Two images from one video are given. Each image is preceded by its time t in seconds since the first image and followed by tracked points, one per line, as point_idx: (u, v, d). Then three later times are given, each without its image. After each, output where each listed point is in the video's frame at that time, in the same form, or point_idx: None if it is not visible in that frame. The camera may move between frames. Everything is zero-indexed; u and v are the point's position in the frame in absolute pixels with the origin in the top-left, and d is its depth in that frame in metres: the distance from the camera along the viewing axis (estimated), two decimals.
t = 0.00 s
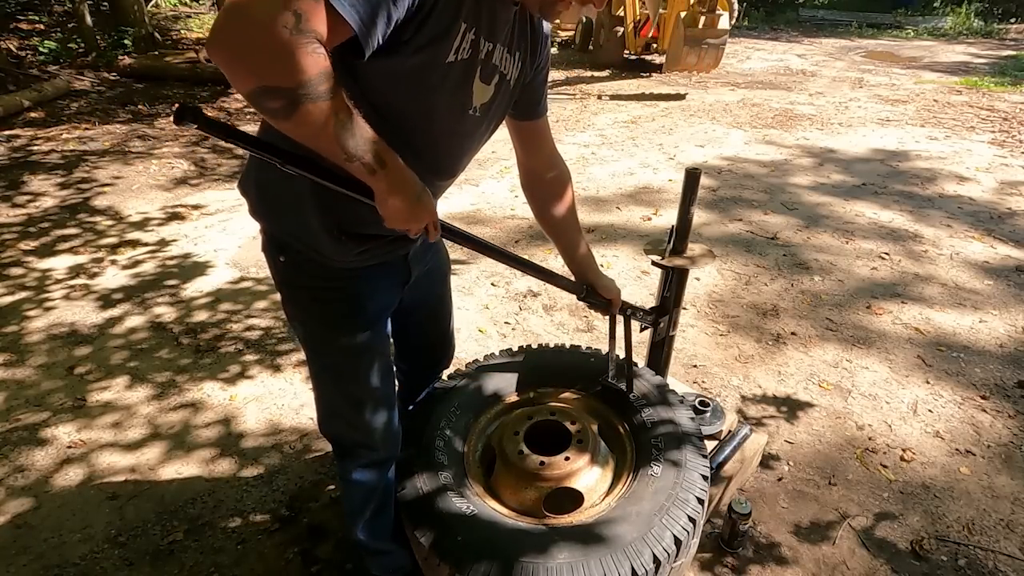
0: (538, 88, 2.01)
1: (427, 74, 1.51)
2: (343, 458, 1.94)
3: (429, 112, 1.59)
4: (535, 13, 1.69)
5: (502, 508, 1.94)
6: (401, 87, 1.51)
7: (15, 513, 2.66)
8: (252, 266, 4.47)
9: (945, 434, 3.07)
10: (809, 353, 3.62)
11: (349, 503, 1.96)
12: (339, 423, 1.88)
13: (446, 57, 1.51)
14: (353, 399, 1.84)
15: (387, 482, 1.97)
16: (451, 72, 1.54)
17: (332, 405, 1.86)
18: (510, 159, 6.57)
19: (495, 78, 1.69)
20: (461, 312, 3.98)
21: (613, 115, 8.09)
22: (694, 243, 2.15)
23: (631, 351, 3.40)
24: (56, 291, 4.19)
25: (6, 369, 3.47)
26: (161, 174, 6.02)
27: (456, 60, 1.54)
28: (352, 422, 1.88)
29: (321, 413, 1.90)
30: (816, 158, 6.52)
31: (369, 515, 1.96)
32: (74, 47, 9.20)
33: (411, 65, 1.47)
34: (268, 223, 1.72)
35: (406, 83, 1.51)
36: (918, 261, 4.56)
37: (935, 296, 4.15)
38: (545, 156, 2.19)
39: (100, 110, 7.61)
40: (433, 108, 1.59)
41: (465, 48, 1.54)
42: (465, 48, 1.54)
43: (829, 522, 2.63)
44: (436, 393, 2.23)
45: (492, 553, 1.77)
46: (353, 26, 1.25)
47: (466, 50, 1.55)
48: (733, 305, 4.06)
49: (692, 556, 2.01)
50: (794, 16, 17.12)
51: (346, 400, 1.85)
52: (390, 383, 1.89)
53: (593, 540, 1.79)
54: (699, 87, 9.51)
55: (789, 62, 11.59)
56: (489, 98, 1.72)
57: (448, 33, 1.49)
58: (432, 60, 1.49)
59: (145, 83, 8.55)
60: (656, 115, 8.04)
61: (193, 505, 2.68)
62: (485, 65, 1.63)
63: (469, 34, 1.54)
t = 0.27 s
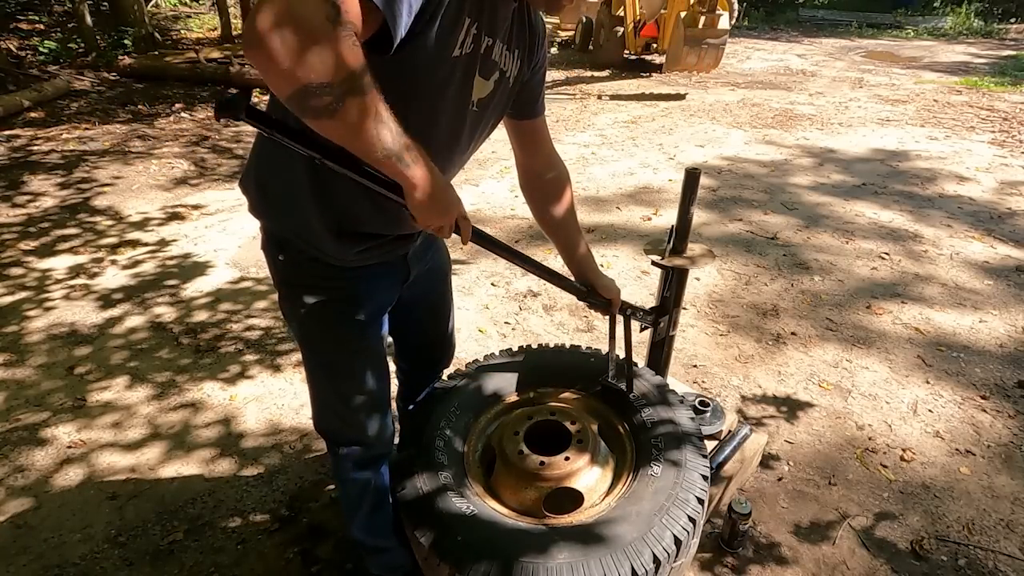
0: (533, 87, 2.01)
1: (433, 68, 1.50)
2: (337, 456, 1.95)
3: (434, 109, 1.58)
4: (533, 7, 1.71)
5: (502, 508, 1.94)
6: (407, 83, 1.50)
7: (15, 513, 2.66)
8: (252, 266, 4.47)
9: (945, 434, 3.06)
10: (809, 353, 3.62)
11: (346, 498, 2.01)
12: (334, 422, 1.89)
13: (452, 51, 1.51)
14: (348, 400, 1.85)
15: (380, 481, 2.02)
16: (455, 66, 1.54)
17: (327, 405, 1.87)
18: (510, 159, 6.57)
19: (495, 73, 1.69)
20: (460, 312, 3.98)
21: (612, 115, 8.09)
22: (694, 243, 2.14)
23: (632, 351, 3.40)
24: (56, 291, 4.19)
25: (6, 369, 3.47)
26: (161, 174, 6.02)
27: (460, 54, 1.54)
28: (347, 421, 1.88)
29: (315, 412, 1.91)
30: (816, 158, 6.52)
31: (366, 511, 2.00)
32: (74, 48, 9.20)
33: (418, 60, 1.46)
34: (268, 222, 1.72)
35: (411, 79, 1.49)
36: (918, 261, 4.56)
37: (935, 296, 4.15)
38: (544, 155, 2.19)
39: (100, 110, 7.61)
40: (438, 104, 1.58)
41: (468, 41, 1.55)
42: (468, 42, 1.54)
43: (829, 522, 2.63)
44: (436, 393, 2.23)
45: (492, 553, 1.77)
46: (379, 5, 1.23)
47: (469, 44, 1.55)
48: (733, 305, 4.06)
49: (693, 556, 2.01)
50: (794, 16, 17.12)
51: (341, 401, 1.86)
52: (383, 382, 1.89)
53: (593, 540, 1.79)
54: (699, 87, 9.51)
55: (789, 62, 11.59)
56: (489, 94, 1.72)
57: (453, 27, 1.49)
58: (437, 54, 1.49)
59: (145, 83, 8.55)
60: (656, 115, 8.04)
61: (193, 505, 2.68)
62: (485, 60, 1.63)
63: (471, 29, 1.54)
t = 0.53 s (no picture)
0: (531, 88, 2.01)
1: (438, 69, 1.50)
2: (337, 457, 1.95)
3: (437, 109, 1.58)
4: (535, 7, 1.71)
5: (502, 508, 1.94)
6: (412, 84, 1.50)
7: (15, 513, 2.66)
8: (252, 266, 4.47)
9: (945, 434, 3.06)
10: (809, 353, 3.61)
11: (346, 498, 2.01)
12: (333, 423, 1.89)
13: (457, 53, 1.51)
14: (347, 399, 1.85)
15: (380, 481, 2.02)
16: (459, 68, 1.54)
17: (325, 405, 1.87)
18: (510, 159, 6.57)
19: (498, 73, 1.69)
20: (460, 312, 3.98)
21: (612, 115, 8.09)
22: (694, 243, 2.15)
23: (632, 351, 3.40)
24: (56, 291, 4.19)
25: (6, 369, 3.47)
26: (161, 174, 6.02)
27: (466, 55, 1.54)
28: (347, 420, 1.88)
29: (314, 413, 1.91)
30: (816, 158, 6.52)
31: (365, 511, 2.01)
32: (74, 48, 9.19)
33: (424, 60, 1.46)
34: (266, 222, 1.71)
35: (414, 79, 1.49)
36: (918, 261, 4.56)
37: (935, 296, 4.15)
38: (542, 156, 2.18)
39: (100, 110, 7.61)
40: (441, 105, 1.58)
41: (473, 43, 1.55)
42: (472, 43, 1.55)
43: (829, 523, 2.63)
44: (436, 393, 2.23)
45: (492, 553, 1.77)
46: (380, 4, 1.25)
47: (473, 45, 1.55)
48: (733, 305, 4.06)
49: (693, 557, 2.02)
50: (794, 16, 17.12)
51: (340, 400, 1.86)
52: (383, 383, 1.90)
53: (593, 540, 1.79)
54: (699, 87, 9.51)
55: (789, 62, 11.59)
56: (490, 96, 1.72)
57: (459, 28, 1.49)
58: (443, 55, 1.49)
59: (145, 83, 8.55)
60: (656, 115, 8.04)
61: (193, 505, 2.68)
62: (488, 61, 1.63)
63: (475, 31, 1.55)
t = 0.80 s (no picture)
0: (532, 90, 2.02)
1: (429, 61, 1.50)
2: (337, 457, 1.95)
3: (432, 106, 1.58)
4: (533, 7, 1.72)
5: (502, 508, 1.94)
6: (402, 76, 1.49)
7: (15, 513, 2.66)
8: (252, 266, 4.47)
9: (945, 434, 3.06)
10: (809, 353, 3.61)
11: (346, 499, 2.00)
12: (333, 423, 1.89)
13: (447, 45, 1.51)
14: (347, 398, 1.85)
15: (380, 481, 2.02)
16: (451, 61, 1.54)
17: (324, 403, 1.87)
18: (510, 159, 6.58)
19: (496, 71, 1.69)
20: (460, 312, 3.98)
21: (612, 115, 8.09)
22: (694, 244, 2.14)
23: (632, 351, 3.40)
24: (56, 291, 4.19)
25: (5, 369, 3.47)
26: (161, 174, 6.02)
27: (457, 48, 1.54)
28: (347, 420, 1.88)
29: (314, 413, 1.91)
30: (816, 158, 6.52)
31: (365, 511, 2.00)
32: (74, 48, 9.20)
33: (412, 50, 1.46)
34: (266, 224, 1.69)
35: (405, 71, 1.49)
36: (918, 261, 4.56)
37: (935, 296, 4.15)
38: (541, 157, 2.18)
39: (100, 110, 7.61)
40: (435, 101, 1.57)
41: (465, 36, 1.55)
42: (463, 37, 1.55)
43: (829, 523, 2.63)
44: (436, 393, 2.23)
45: (492, 553, 1.77)
46: None
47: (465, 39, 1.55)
48: (733, 305, 4.06)
49: (692, 557, 2.02)
50: (794, 16, 17.12)
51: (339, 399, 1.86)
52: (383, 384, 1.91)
53: (593, 540, 1.79)
54: (699, 87, 9.51)
55: (789, 62, 11.59)
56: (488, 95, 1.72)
57: (448, 20, 1.50)
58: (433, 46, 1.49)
59: (145, 83, 8.55)
60: (656, 115, 8.04)
61: (193, 505, 2.68)
62: (483, 57, 1.63)
63: (467, 25, 1.55)
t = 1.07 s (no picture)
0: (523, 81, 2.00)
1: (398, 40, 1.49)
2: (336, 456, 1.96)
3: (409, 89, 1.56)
4: None
5: (502, 508, 1.94)
6: (375, 61, 1.49)
7: (15, 513, 2.66)
8: (252, 266, 4.47)
9: (945, 434, 3.06)
10: (809, 353, 3.61)
11: (344, 494, 2.01)
12: (332, 422, 1.90)
13: (416, 23, 1.49)
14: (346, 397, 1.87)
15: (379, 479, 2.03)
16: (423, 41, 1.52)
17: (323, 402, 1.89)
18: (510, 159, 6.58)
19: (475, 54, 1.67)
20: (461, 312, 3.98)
21: (612, 115, 8.09)
22: (694, 244, 2.14)
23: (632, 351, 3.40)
24: (56, 291, 4.19)
25: (5, 369, 3.47)
26: (161, 174, 6.02)
27: (428, 28, 1.52)
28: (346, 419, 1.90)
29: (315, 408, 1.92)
30: (816, 158, 6.52)
31: (362, 509, 2.01)
32: (74, 48, 9.19)
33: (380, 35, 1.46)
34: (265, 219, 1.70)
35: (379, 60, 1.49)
36: (917, 261, 4.56)
37: (935, 296, 4.15)
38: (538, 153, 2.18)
39: (100, 110, 7.60)
40: (412, 84, 1.56)
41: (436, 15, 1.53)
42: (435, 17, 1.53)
43: (829, 522, 2.63)
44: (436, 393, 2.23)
45: (492, 553, 1.77)
46: None
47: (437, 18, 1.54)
48: (733, 305, 4.06)
49: (692, 557, 2.01)
50: (794, 16, 17.12)
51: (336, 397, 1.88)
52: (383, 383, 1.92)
53: (592, 540, 1.79)
54: (699, 87, 9.51)
55: (789, 62, 11.59)
56: (469, 79, 1.69)
57: None
58: (401, 24, 1.47)
59: (145, 83, 8.55)
60: (656, 115, 8.03)
61: (193, 505, 2.68)
62: (460, 38, 1.61)
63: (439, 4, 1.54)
